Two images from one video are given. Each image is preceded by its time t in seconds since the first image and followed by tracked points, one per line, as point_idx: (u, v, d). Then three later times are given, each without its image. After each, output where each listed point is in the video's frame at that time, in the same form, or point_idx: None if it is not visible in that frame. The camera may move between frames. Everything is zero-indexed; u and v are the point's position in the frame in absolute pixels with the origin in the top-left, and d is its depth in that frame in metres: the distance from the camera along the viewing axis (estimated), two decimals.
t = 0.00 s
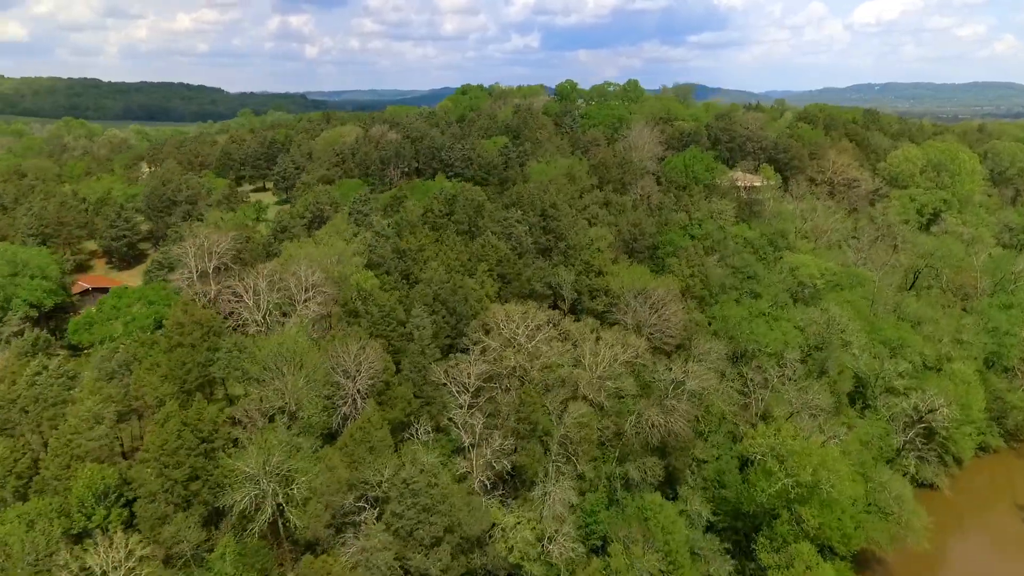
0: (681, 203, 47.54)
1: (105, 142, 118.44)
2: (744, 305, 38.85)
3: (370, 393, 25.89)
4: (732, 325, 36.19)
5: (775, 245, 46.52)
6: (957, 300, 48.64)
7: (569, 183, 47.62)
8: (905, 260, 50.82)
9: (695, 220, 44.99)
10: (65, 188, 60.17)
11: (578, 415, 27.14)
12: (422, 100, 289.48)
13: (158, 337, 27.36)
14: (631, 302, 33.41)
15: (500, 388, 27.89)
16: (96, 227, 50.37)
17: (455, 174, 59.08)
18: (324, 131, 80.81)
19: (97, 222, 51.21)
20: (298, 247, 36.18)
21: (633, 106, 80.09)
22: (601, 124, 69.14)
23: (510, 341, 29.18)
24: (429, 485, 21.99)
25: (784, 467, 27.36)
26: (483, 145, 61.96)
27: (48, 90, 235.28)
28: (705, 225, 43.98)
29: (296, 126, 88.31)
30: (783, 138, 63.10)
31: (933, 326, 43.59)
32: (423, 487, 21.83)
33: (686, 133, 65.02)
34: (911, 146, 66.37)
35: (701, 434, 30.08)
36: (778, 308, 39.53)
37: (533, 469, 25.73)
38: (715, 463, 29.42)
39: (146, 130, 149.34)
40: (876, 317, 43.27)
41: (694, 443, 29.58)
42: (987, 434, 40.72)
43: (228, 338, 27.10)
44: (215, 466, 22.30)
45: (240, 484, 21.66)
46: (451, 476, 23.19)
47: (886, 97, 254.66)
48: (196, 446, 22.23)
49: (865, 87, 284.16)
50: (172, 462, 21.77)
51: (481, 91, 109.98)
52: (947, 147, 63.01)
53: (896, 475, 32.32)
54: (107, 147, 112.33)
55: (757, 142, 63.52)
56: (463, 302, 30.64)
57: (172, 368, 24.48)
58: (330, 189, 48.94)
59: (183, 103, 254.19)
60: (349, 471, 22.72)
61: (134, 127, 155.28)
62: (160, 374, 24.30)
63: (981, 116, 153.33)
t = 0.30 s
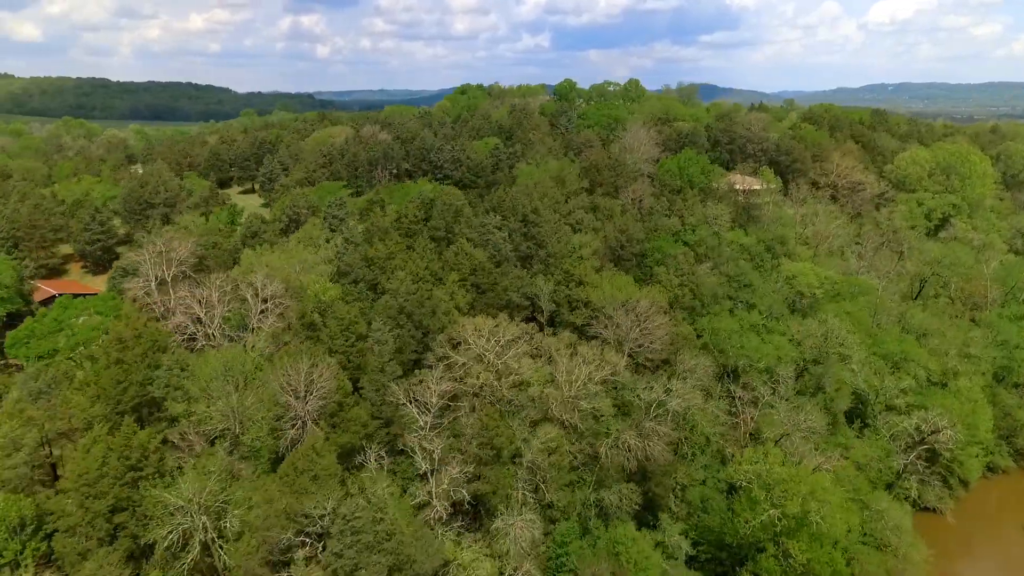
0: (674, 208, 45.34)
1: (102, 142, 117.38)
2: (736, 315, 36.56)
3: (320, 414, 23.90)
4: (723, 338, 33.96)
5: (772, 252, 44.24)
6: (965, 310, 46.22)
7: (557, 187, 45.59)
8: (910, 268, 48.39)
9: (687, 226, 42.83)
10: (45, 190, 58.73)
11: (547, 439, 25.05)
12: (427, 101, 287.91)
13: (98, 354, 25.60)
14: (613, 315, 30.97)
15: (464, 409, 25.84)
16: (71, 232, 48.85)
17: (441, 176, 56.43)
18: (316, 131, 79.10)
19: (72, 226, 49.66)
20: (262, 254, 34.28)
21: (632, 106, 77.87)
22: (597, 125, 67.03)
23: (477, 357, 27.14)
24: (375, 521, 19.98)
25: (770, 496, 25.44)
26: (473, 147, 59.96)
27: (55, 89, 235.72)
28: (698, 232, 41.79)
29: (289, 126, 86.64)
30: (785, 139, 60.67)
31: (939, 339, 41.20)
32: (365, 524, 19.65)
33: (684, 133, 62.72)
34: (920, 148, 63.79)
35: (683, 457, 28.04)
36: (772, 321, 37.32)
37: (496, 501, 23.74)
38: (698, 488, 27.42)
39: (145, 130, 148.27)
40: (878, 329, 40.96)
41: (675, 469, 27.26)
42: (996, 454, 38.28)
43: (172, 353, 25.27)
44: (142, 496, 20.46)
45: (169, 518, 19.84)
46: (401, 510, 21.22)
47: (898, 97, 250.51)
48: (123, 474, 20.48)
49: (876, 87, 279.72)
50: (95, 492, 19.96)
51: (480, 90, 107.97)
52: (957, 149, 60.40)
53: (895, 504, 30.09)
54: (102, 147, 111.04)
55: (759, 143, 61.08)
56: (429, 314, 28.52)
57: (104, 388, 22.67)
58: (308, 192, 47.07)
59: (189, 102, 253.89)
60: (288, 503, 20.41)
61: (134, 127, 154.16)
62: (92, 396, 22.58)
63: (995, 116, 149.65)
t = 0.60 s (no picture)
0: (666, 213, 43.28)
1: (102, 142, 116.75)
2: (728, 328, 34.45)
3: (262, 439, 22.06)
4: (711, 353, 31.90)
5: (770, 259, 42.07)
6: (974, 322, 43.82)
7: (544, 191, 43.70)
8: (917, 276, 46.01)
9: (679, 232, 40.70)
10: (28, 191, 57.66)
11: (510, 467, 23.07)
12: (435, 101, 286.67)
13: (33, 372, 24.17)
14: (591, 328, 28.91)
15: (421, 434, 24.06)
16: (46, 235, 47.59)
17: (430, 179, 55.01)
18: (309, 131, 77.62)
19: (48, 228, 48.39)
20: (225, 261, 32.66)
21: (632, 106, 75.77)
22: (593, 126, 65.02)
23: (439, 377, 25.24)
24: (307, 562, 18.28)
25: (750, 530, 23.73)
26: (464, 148, 58.14)
27: (66, 89, 236.69)
28: (690, 238, 39.70)
29: (283, 126, 85.25)
30: (788, 140, 58.38)
31: (946, 352, 38.86)
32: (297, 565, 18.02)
33: (683, 134, 60.55)
34: (930, 149, 61.30)
35: (662, 485, 26.12)
36: (766, 334, 35.21)
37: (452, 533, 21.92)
38: (677, 518, 25.38)
39: (149, 130, 147.77)
40: (880, 342, 38.68)
41: (653, 498, 25.33)
42: (1006, 476, 35.86)
43: (108, 372, 23.64)
44: (56, 532, 18.62)
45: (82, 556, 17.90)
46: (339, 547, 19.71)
47: (912, 97, 246.24)
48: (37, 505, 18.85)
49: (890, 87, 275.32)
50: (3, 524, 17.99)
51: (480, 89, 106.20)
52: (968, 150, 57.85)
53: (893, 535, 27.92)
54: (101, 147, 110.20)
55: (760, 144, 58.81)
56: (390, 329, 26.68)
57: (29, 410, 21.43)
58: (287, 195, 45.45)
59: (198, 102, 253.88)
60: (214, 540, 18.70)
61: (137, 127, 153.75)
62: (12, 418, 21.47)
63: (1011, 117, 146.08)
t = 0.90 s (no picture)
0: (656, 219, 41.20)
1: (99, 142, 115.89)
2: (717, 344, 32.31)
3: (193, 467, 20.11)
4: (696, 371, 29.88)
5: (765, 269, 39.90)
6: (984, 334, 41.36)
7: (528, 196, 41.75)
8: (922, 286, 43.63)
9: (669, 240, 38.72)
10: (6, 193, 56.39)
11: (466, 500, 20.98)
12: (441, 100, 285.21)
13: None
14: (564, 345, 26.83)
15: (371, 463, 22.07)
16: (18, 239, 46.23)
17: (416, 182, 53.28)
18: (300, 131, 76.06)
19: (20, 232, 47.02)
20: (182, 270, 30.94)
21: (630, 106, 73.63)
22: (588, 127, 62.97)
23: (393, 400, 23.28)
24: None
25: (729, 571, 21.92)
26: (451, 150, 56.27)
27: (75, 89, 237.22)
28: (680, 247, 37.61)
29: (276, 127, 83.76)
30: (789, 142, 56.10)
31: (952, 368, 36.47)
32: None
33: (680, 137, 58.42)
34: (938, 152, 58.80)
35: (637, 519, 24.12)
36: (757, 350, 33.06)
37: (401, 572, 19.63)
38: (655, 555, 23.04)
39: (150, 130, 147.04)
40: (881, 357, 36.36)
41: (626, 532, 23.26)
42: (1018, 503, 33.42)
43: (32, 393, 21.72)
44: None
45: None
46: None
47: (924, 98, 242.21)
48: None
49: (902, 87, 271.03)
50: None
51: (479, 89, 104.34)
52: (979, 153, 55.30)
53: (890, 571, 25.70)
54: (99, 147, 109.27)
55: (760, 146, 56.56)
56: (344, 349, 24.87)
57: None
58: (262, 199, 43.76)
59: (203, 102, 254.48)
60: None
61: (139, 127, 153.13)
62: None
63: None
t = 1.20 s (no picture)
0: (643, 225, 39.10)
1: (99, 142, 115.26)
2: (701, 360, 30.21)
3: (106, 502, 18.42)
4: (676, 391, 27.84)
5: (757, 278, 37.71)
6: (991, 348, 38.93)
7: (508, 201, 39.89)
8: (926, 296, 41.26)
9: (655, 247, 36.61)
10: None
11: (407, 538, 19.14)
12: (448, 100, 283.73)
13: None
14: (529, 364, 24.97)
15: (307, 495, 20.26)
16: None
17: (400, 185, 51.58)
18: (291, 132, 74.62)
19: None
20: (134, 280, 29.40)
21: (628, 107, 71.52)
22: (581, 128, 60.98)
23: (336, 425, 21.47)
24: None
25: None
26: (438, 152, 54.50)
27: (85, 89, 238.05)
28: (665, 255, 35.56)
29: (268, 128, 82.40)
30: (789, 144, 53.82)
31: (956, 385, 34.12)
32: None
33: (676, 138, 56.28)
34: (946, 154, 56.25)
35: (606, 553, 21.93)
36: (744, 366, 30.97)
37: None
38: None
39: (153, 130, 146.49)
40: (880, 373, 34.06)
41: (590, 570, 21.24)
42: None
43: None
44: None
45: None
46: None
47: (938, 99, 237.70)
48: None
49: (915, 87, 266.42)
50: None
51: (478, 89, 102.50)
52: (989, 155, 52.69)
53: None
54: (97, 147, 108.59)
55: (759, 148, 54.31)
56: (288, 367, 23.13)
57: None
58: (234, 202, 42.22)
59: (210, 102, 254.49)
60: None
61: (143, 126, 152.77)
62: None
63: None
